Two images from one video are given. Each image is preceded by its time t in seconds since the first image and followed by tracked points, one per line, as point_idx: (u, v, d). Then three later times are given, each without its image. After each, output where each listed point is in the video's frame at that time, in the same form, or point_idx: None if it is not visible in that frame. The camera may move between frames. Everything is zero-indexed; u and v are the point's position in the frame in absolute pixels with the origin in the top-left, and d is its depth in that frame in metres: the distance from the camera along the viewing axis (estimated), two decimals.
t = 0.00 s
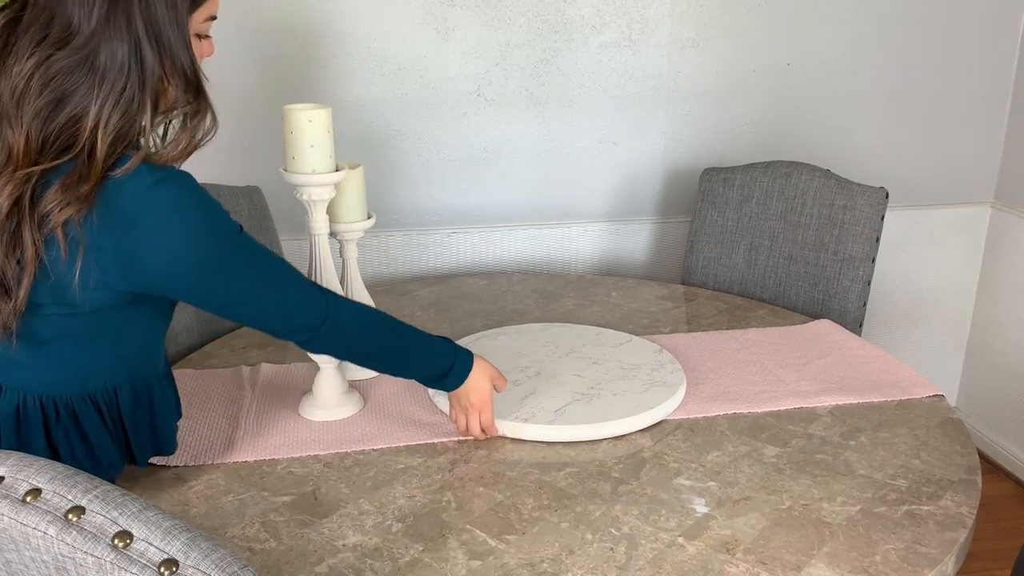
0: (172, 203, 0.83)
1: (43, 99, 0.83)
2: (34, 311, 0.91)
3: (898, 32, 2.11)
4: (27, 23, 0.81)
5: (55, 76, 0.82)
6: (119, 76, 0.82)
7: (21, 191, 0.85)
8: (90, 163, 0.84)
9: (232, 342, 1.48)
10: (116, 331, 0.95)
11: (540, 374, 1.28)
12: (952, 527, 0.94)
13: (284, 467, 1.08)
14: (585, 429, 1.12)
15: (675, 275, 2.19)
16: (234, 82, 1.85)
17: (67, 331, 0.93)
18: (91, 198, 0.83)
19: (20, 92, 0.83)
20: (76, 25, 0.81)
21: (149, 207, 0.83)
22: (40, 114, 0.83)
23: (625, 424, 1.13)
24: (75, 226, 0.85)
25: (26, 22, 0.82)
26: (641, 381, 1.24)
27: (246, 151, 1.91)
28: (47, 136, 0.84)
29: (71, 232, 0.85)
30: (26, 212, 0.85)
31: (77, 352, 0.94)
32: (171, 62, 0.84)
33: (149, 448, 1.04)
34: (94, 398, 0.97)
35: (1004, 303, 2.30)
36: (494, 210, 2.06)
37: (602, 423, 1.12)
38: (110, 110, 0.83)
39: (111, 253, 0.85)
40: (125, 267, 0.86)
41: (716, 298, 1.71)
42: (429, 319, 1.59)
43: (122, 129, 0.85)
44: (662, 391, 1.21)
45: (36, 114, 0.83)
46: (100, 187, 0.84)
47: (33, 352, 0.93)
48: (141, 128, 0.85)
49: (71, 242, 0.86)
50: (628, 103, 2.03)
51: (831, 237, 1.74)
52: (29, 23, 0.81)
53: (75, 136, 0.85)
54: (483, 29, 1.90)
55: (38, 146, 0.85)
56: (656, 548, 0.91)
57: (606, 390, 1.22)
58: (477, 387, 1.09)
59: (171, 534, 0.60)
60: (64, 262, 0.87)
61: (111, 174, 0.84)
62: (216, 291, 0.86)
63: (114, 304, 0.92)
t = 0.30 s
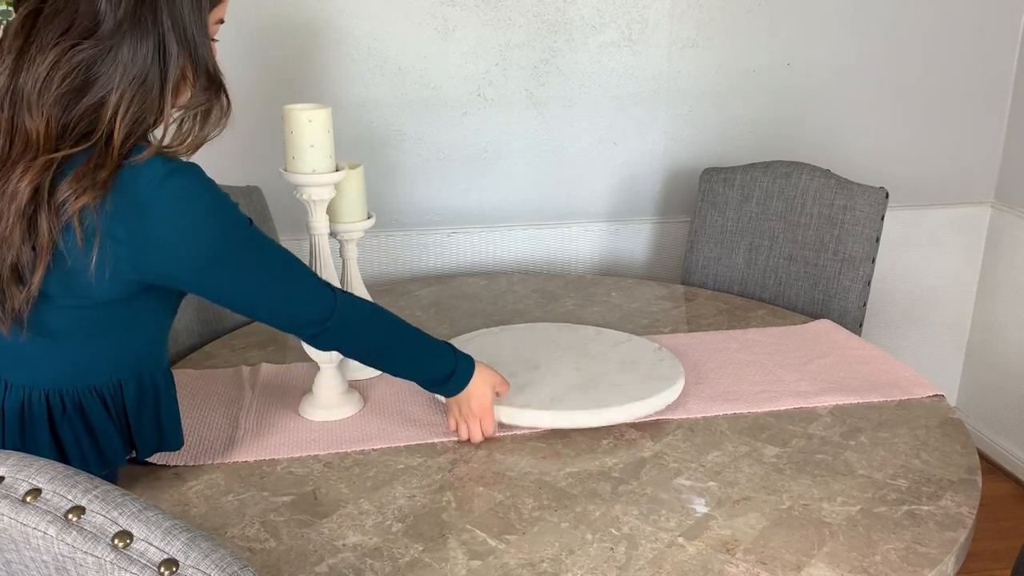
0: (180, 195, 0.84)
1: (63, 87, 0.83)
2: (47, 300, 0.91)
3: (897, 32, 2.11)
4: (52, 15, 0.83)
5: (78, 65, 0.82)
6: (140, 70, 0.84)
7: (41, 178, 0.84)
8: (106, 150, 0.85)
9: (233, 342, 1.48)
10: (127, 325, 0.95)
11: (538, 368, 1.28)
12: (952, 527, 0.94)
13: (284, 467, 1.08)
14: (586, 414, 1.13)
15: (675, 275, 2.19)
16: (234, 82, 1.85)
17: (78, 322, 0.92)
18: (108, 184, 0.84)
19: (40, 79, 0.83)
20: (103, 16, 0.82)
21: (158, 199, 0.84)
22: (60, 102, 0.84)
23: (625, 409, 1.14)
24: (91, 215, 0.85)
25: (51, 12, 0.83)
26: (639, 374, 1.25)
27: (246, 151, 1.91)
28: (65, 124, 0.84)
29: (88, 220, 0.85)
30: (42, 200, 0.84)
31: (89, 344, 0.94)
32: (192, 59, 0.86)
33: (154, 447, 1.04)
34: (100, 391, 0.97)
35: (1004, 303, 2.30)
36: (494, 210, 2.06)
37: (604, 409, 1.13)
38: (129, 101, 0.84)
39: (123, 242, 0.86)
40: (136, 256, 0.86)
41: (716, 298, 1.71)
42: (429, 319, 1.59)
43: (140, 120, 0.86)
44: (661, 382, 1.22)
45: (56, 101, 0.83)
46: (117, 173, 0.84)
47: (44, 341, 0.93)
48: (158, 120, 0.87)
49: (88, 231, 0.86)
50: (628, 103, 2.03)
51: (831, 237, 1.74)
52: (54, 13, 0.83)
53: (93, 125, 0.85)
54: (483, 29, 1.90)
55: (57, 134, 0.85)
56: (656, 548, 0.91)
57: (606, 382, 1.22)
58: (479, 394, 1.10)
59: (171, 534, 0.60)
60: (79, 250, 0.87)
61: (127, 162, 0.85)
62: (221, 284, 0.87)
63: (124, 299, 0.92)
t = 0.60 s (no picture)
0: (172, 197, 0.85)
1: (64, 83, 0.83)
2: (48, 296, 0.91)
3: (897, 32, 2.11)
4: (53, 11, 0.83)
5: (79, 61, 0.82)
6: (140, 66, 0.84)
7: (43, 173, 0.84)
8: (108, 146, 0.85)
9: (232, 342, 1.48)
10: (128, 324, 0.95)
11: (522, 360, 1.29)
12: (952, 527, 0.94)
13: (284, 467, 1.08)
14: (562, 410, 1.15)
15: (675, 275, 2.19)
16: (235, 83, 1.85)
17: (79, 318, 0.93)
18: (111, 180, 0.84)
19: (41, 74, 0.83)
20: (103, 11, 0.82)
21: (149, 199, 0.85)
22: (61, 98, 0.84)
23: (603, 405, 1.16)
24: (95, 210, 0.85)
25: (51, 9, 0.83)
26: (623, 373, 1.25)
27: (246, 151, 1.91)
28: (67, 119, 0.85)
29: (91, 215, 0.85)
30: (45, 194, 0.85)
31: (91, 340, 0.94)
32: (191, 54, 0.86)
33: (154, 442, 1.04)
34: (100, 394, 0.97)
35: (1004, 303, 2.30)
36: (494, 210, 2.06)
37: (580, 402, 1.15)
38: (129, 96, 0.84)
39: (123, 239, 0.86)
40: (135, 255, 0.86)
41: (716, 298, 1.71)
42: (429, 319, 1.59)
43: (141, 118, 0.86)
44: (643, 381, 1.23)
45: (57, 96, 0.84)
46: (119, 169, 0.85)
47: (46, 337, 0.93)
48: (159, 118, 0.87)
49: (92, 227, 0.86)
50: (628, 103, 2.03)
51: (831, 237, 1.74)
52: (55, 10, 0.83)
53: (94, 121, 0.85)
54: (482, 29, 1.90)
55: (59, 129, 0.85)
56: (656, 548, 0.91)
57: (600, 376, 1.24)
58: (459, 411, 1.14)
59: (171, 534, 0.60)
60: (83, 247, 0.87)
61: (129, 159, 0.85)
62: (207, 291, 0.88)
63: (127, 296, 0.92)
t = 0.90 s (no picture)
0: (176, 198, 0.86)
1: (63, 89, 0.82)
2: (51, 298, 0.91)
3: (897, 32, 2.11)
4: (48, 16, 0.82)
5: (77, 66, 0.82)
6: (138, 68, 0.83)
7: (44, 177, 0.84)
8: (111, 149, 0.85)
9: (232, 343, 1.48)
10: (128, 328, 0.95)
11: (503, 360, 1.28)
12: (952, 527, 0.94)
13: (284, 467, 1.08)
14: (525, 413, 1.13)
15: (675, 275, 2.19)
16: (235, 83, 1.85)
17: (81, 321, 0.93)
18: (113, 184, 0.84)
19: (40, 80, 0.83)
20: (97, 14, 0.81)
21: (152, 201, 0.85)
22: (61, 103, 0.83)
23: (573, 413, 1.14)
24: (97, 214, 0.85)
25: (45, 14, 0.82)
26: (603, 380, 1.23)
27: (246, 151, 1.91)
28: (68, 124, 0.84)
29: (93, 219, 0.85)
30: (46, 199, 0.84)
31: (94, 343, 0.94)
32: (188, 52, 0.85)
33: (155, 445, 1.04)
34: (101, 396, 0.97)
35: (1004, 303, 2.30)
36: (494, 210, 2.06)
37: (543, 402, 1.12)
38: (129, 99, 0.84)
39: (126, 243, 0.86)
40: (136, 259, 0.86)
41: (716, 298, 1.71)
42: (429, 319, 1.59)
43: (143, 121, 0.86)
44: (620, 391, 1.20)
45: (57, 102, 0.83)
46: (122, 173, 0.85)
47: (49, 338, 0.93)
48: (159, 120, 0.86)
49: (95, 231, 0.86)
50: (628, 103, 2.03)
51: (831, 237, 1.74)
52: (50, 15, 0.82)
53: (94, 125, 0.85)
54: (483, 29, 1.90)
55: (60, 134, 0.84)
56: (656, 548, 0.91)
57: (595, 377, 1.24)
58: (437, 417, 1.13)
59: (171, 534, 0.60)
60: (85, 249, 0.87)
61: (132, 161, 0.85)
62: (206, 294, 0.88)
63: (126, 299, 0.92)
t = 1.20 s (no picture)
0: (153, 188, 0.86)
1: (43, 96, 0.82)
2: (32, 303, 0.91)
3: (896, 32, 2.11)
4: (23, 21, 0.80)
5: (57, 73, 0.81)
6: (121, 73, 0.83)
7: (22, 184, 0.84)
8: (89, 153, 0.85)
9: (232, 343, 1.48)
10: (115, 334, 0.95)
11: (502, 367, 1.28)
12: (953, 527, 0.94)
13: (284, 467, 1.08)
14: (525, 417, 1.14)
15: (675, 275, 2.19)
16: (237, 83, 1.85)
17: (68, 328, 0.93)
18: (90, 188, 0.84)
19: (19, 88, 0.82)
20: (75, 19, 0.80)
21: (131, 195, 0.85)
22: (41, 109, 0.83)
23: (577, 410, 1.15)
24: (72, 217, 0.85)
25: (20, 19, 0.81)
26: (604, 381, 1.23)
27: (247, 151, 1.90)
28: (48, 129, 0.84)
29: (69, 222, 0.86)
30: (24, 205, 0.85)
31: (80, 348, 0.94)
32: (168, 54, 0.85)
33: (154, 442, 1.05)
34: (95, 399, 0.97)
35: (1004, 303, 2.29)
36: (495, 211, 2.06)
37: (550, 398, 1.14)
38: (109, 103, 0.84)
39: (102, 246, 0.86)
40: (115, 260, 0.87)
41: (716, 298, 1.71)
42: (429, 319, 1.59)
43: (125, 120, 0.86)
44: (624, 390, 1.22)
45: (36, 109, 0.83)
46: (99, 176, 0.85)
47: (36, 344, 0.93)
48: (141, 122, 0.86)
49: (70, 235, 0.86)
50: (628, 103, 2.03)
51: (831, 237, 1.74)
52: (25, 20, 0.80)
53: (75, 129, 0.85)
54: (483, 29, 1.90)
55: (39, 141, 0.84)
56: (656, 548, 0.91)
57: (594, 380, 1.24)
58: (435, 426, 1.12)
59: (171, 534, 0.60)
60: (63, 255, 0.87)
61: (111, 163, 0.86)
62: (192, 293, 0.87)
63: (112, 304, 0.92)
